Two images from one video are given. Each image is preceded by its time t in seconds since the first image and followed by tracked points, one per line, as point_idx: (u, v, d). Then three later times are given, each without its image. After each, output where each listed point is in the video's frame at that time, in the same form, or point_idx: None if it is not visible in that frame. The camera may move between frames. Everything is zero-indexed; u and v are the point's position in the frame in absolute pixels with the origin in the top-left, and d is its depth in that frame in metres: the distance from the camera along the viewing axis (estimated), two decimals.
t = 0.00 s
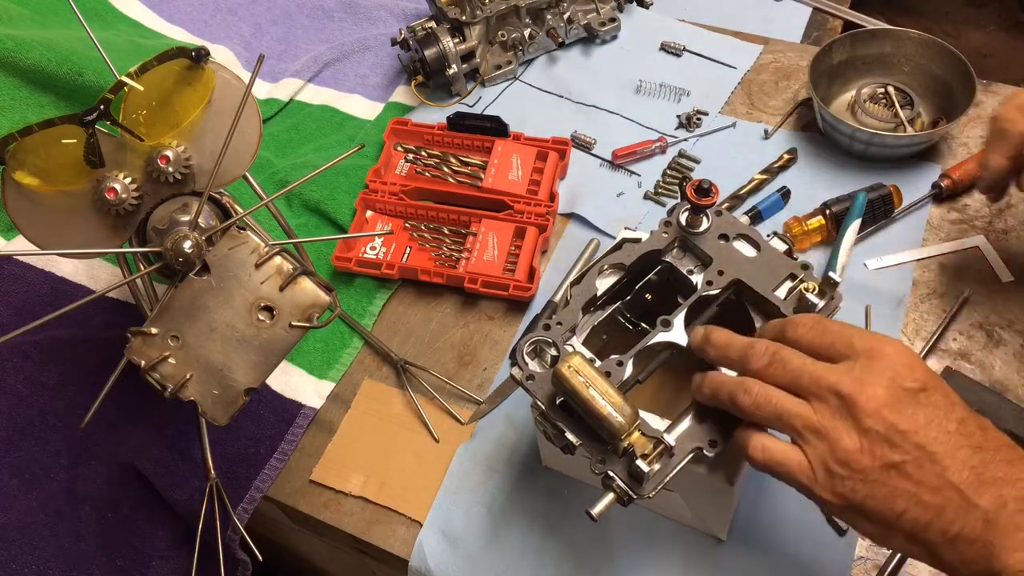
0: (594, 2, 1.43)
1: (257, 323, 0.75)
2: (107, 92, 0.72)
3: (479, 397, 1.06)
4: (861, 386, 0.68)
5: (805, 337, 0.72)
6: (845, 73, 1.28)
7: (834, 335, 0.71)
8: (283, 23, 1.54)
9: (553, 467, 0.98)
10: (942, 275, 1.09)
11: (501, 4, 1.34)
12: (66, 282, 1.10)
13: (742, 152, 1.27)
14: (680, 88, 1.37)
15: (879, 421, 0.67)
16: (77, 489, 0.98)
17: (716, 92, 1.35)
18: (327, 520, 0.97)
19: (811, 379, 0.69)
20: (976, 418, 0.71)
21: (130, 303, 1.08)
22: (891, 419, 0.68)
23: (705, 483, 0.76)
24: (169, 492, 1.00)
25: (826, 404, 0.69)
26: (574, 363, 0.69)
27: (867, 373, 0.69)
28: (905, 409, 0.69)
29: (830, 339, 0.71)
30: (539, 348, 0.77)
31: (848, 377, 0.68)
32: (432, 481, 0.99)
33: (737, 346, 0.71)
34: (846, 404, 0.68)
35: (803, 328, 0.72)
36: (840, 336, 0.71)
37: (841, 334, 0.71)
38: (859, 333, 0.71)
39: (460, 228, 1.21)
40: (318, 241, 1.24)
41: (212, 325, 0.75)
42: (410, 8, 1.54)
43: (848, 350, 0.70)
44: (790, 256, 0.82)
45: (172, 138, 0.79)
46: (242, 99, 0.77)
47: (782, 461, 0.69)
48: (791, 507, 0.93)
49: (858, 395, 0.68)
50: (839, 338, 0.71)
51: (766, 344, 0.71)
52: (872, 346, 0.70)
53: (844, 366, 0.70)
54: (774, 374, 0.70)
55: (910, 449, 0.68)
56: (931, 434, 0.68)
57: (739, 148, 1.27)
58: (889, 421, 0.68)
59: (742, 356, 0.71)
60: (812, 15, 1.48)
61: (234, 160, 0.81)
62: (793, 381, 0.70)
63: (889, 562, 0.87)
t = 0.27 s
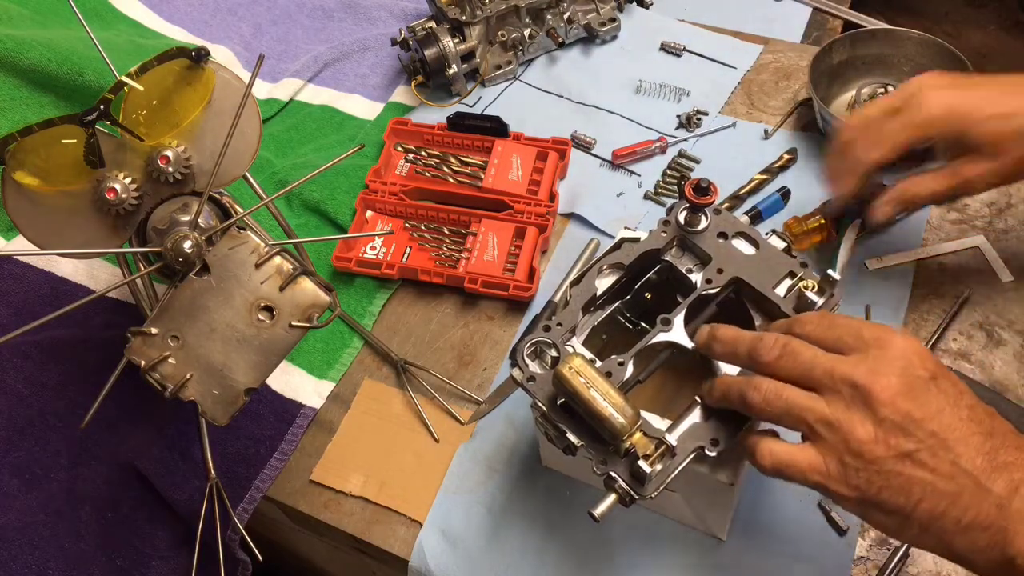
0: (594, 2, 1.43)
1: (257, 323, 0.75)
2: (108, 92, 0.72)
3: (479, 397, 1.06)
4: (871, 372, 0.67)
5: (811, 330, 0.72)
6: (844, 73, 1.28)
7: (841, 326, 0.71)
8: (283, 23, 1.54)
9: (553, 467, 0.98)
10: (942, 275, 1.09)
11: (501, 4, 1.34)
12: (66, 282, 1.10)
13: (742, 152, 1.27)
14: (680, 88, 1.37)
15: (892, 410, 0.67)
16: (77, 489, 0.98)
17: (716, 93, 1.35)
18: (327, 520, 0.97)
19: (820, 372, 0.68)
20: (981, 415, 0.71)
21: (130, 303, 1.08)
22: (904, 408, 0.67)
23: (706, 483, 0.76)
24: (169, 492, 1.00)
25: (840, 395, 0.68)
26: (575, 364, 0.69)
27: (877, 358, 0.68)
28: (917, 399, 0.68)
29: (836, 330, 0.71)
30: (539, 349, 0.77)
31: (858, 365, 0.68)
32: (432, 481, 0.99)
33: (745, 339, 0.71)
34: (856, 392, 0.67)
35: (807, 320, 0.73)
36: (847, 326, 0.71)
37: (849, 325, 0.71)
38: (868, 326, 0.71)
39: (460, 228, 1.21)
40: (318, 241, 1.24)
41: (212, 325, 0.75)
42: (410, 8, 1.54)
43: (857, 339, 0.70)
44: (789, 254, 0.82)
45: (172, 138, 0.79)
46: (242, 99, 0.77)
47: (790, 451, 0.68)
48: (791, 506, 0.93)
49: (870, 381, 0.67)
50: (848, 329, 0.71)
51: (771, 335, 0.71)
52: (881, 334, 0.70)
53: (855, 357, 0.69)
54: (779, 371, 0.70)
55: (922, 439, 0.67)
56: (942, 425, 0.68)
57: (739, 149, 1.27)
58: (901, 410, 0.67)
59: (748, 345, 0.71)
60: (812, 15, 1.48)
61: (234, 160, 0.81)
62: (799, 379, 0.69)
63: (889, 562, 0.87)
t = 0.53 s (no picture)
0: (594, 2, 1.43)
1: (257, 323, 0.75)
2: (108, 92, 0.72)
3: (479, 396, 1.06)
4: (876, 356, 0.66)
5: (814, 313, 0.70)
6: (844, 72, 1.28)
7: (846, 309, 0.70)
8: (283, 23, 1.54)
9: (553, 466, 0.98)
10: (942, 275, 1.09)
11: (501, 4, 1.34)
12: (66, 282, 1.10)
13: (742, 152, 1.27)
14: (680, 88, 1.37)
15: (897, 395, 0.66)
16: (76, 489, 0.98)
17: (716, 93, 1.35)
18: (327, 520, 0.97)
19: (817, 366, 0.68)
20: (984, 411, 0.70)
21: (130, 303, 1.08)
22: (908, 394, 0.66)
23: (709, 483, 0.76)
24: (169, 492, 1.00)
25: (844, 377, 0.67)
26: (584, 366, 0.69)
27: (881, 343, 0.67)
28: (921, 390, 0.67)
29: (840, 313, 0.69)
30: (543, 353, 0.77)
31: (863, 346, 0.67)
32: (432, 481, 0.99)
33: (749, 327, 0.71)
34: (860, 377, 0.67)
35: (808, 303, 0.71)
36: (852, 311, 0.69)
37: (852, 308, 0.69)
38: (871, 308, 0.70)
39: (460, 228, 1.21)
40: (318, 241, 1.24)
41: (212, 325, 0.75)
42: (410, 8, 1.54)
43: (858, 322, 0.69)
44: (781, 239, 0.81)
45: (172, 138, 0.79)
46: (242, 99, 0.77)
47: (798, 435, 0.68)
48: (790, 506, 0.94)
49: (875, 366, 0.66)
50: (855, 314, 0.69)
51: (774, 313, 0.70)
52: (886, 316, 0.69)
53: (859, 339, 0.68)
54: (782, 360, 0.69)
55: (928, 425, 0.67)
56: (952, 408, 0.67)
57: (738, 148, 1.27)
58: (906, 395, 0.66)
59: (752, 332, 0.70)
60: (812, 15, 1.48)
61: (234, 160, 0.81)
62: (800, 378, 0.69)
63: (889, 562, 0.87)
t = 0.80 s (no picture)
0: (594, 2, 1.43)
1: (257, 323, 0.75)
2: (107, 92, 0.72)
3: (479, 396, 1.06)
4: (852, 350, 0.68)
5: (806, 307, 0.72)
6: (845, 72, 1.28)
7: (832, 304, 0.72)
8: (283, 23, 1.54)
9: (553, 466, 0.98)
10: (942, 275, 1.09)
11: (501, 4, 1.34)
12: (66, 282, 1.10)
13: (742, 152, 1.27)
14: (680, 88, 1.37)
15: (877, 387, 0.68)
16: (77, 489, 0.98)
17: (716, 93, 1.35)
18: (327, 520, 0.97)
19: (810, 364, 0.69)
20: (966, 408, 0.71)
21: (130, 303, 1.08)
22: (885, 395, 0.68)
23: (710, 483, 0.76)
24: (169, 492, 1.00)
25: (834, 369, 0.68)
26: (590, 365, 0.69)
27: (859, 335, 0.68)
28: (907, 391, 0.68)
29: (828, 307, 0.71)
30: (546, 354, 0.77)
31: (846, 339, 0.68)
32: (432, 481, 0.99)
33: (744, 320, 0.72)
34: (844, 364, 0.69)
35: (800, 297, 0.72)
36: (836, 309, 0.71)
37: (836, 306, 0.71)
38: (861, 304, 0.71)
39: (460, 228, 1.21)
40: (318, 241, 1.24)
41: (212, 325, 0.75)
42: (411, 8, 1.54)
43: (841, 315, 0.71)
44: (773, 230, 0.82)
45: (172, 138, 0.79)
46: (242, 99, 0.77)
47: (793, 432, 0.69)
48: (790, 505, 0.94)
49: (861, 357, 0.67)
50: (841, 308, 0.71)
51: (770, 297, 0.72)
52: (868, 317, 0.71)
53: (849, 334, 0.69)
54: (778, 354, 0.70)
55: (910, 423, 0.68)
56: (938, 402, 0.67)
57: (738, 148, 1.27)
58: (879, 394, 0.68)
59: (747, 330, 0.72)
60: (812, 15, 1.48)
61: (234, 159, 0.81)
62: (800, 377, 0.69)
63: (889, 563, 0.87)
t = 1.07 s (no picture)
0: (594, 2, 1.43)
1: (257, 323, 0.75)
2: (107, 92, 0.72)
3: (479, 396, 1.06)
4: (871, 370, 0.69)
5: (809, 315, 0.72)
6: (845, 73, 1.28)
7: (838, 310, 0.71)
8: (283, 23, 1.54)
9: (553, 466, 0.98)
10: (942, 275, 1.09)
11: (501, 4, 1.34)
12: (66, 282, 1.10)
13: (742, 152, 1.27)
14: (680, 88, 1.37)
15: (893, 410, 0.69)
16: (77, 489, 0.98)
17: (716, 93, 1.35)
18: (327, 520, 0.97)
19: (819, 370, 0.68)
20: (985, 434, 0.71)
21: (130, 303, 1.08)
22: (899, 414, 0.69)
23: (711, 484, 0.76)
24: (169, 492, 1.00)
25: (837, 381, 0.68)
26: (590, 369, 0.69)
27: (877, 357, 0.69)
28: (917, 410, 0.68)
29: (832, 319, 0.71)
30: (546, 357, 0.77)
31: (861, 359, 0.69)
32: (432, 481, 0.99)
33: (751, 324, 0.71)
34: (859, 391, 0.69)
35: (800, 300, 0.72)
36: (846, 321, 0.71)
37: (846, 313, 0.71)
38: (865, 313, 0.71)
39: (460, 228, 1.21)
40: (318, 241, 1.24)
41: (212, 325, 0.75)
42: (410, 8, 1.54)
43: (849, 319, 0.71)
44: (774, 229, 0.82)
45: (172, 138, 0.79)
46: (242, 99, 0.77)
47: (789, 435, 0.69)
48: (790, 505, 0.94)
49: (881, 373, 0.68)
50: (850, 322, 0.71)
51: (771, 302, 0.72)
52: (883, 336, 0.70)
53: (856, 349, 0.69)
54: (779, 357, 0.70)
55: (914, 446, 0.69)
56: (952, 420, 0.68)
57: (738, 148, 1.27)
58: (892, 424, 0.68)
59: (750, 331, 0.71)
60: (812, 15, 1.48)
61: (234, 160, 0.81)
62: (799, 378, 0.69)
63: (889, 563, 0.87)
